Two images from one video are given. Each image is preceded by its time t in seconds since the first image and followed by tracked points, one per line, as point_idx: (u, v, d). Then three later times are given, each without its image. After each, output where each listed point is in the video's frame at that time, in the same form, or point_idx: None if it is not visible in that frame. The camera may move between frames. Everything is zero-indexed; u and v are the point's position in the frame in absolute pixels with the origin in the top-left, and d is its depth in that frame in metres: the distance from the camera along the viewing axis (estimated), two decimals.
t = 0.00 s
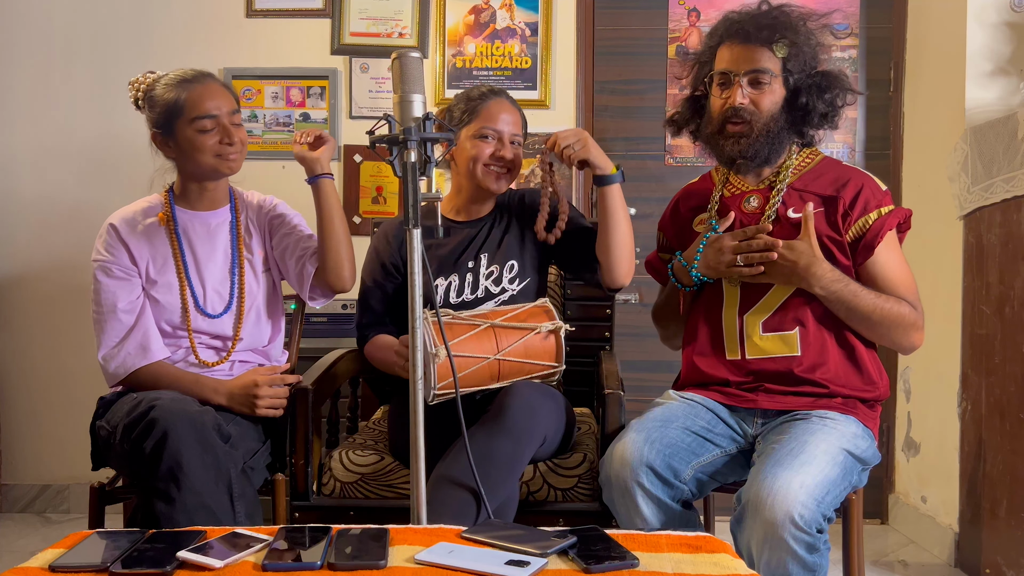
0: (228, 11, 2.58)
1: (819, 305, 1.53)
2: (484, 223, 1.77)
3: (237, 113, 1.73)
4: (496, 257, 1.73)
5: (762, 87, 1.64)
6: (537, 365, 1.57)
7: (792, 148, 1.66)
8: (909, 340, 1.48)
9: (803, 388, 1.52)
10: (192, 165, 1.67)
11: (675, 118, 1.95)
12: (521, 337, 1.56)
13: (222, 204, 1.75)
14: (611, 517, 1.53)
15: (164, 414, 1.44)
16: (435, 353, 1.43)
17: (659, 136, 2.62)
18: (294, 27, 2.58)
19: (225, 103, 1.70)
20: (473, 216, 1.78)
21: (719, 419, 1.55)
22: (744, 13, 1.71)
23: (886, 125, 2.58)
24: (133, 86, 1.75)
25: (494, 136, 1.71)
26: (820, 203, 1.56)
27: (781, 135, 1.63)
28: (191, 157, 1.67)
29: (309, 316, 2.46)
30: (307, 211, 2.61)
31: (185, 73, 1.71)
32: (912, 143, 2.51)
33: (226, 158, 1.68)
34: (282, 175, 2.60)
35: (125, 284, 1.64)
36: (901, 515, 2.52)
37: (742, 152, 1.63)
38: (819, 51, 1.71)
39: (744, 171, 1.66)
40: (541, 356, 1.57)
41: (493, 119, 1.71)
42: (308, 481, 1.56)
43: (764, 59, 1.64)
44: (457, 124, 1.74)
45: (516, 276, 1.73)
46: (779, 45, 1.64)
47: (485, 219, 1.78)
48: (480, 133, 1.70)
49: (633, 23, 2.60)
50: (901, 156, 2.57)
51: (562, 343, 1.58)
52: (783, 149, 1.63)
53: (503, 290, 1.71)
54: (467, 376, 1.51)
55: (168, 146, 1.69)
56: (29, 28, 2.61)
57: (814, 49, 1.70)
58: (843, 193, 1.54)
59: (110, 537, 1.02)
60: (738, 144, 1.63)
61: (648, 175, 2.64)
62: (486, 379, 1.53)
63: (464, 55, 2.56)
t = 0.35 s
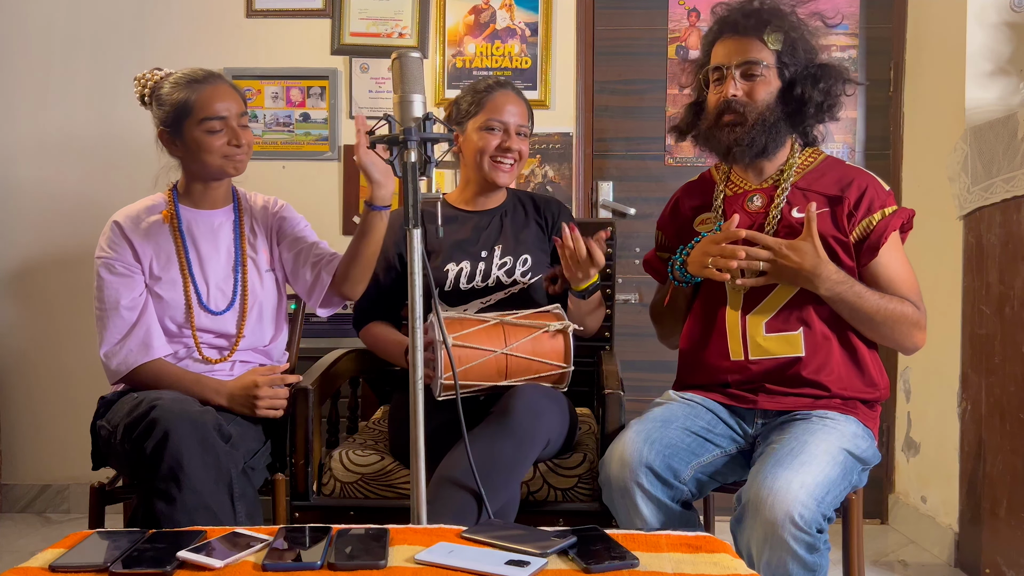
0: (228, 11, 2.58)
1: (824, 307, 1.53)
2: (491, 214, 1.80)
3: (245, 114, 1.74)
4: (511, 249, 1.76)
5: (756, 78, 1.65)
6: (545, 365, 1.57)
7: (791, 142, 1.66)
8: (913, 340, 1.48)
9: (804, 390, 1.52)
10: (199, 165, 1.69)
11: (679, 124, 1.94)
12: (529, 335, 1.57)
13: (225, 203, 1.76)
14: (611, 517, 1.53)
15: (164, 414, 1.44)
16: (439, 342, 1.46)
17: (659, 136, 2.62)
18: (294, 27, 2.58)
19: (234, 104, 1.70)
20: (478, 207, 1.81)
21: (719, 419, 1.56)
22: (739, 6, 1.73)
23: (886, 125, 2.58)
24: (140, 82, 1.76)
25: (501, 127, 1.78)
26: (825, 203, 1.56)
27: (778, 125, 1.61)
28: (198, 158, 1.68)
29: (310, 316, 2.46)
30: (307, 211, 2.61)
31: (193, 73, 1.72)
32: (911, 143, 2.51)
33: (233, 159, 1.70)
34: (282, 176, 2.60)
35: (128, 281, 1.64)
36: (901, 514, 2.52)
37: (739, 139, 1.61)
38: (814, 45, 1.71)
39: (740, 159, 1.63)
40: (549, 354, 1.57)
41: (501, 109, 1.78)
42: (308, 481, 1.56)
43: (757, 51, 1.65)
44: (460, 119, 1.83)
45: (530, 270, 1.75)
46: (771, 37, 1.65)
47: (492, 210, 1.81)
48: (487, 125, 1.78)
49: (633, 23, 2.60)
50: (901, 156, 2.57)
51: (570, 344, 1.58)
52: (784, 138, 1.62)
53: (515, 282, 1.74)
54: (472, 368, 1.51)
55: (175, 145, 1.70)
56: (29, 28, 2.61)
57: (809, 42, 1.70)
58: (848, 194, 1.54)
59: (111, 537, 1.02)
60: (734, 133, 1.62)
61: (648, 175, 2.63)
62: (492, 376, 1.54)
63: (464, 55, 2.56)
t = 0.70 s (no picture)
0: (228, 11, 2.59)
1: (826, 308, 1.53)
2: (495, 211, 1.81)
3: (252, 117, 1.74)
4: (513, 246, 1.76)
5: (747, 75, 1.65)
6: (541, 355, 1.55)
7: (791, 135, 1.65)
8: (915, 342, 1.48)
9: (803, 391, 1.52)
10: (202, 164, 1.69)
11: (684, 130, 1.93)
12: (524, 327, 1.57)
13: (224, 200, 1.77)
14: (611, 517, 1.53)
15: (164, 414, 1.44)
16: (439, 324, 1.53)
17: (659, 136, 2.62)
18: (294, 27, 2.58)
19: (239, 105, 1.71)
20: (483, 204, 1.82)
21: (719, 419, 1.55)
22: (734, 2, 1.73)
23: (886, 125, 2.58)
24: (147, 76, 1.75)
25: (512, 123, 1.78)
26: (831, 204, 1.56)
27: (774, 118, 1.61)
28: (201, 157, 1.68)
29: (310, 316, 2.46)
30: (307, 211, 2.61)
31: (203, 72, 1.72)
32: (911, 143, 2.51)
33: (236, 160, 1.70)
34: (282, 176, 2.60)
35: (129, 277, 1.64)
36: (901, 514, 2.52)
37: (735, 136, 1.61)
38: (808, 36, 1.71)
39: (737, 156, 1.63)
40: (546, 346, 1.56)
41: (506, 108, 1.78)
42: (308, 481, 1.56)
43: (746, 48, 1.65)
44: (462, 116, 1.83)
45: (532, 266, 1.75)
46: (761, 32, 1.65)
47: (496, 207, 1.82)
48: (498, 122, 1.78)
49: (633, 23, 2.60)
50: (901, 156, 2.57)
51: (565, 335, 1.57)
52: (783, 132, 1.61)
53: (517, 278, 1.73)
54: (468, 355, 1.53)
55: (176, 142, 1.70)
56: (29, 27, 2.61)
57: (802, 34, 1.70)
58: (855, 194, 1.54)
59: (111, 538, 1.02)
60: (730, 129, 1.62)
61: (648, 175, 2.63)
62: (489, 365, 1.54)
63: (464, 55, 2.56)
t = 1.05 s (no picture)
0: (228, 11, 2.59)
1: (830, 308, 1.53)
2: (496, 212, 1.81)
3: (251, 107, 1.77)
4: (516, 248, 1.76)
5: (736, 76, 1.66)
6: (527, 342, 1.57)
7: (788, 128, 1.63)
8: (917, 343, 1.48)
9: (803, 392, 1.52)
10: (204, 156, 1.71)
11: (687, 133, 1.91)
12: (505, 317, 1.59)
13: (229, 197, 1.77)
14: (611, 517, 1.53)
15: (164, 413, 1.44)
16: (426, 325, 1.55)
17: (659, 136, 2.62)
18: (293, 27, 2.58)
19: (239, 96, 1.74)
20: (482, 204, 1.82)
21: (719, 419, 1.56)
22: (728, 3, 1.73)
23: (886, 125, 2.58)
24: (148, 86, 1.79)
25: (520, 124, 1.80)
26: (836, 203, 1.55)
27: (767, 119, 1.61)
28: (203, 148, 1.70)
29: (310, 316, 2.46)
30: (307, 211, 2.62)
31: (199, 69, 1.76)
32: (911, 143, 2.51)
33: (238, 148, 1.72)
34: (282, 176, 2.60)
35: (132, 274, 1.66)
36: (901, 515, 2.52)
37: (731, 145, 1.62)
38: (802, 32, 1.70)
39: (736, 164, 1.64)
40: (529, 333, 1.58)
41: (511, 108, 1.80)
42: (308, 481, 1.56)
43: (737, 50, 1.66)
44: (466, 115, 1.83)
45: (536, 268, 1.76)
46: (750, 34, 1.66)
47: (495, 208, 1.82)
48: (508, 121, 1.79)
49: (632, 23, 2.60)
50: (901, 156, 2.57)
51: (547, 320, 1.60)
52: (778, 131, 1.61)
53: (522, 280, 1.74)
54: (457, 351, 1.55)
55: (180, 138, 1.72)
56: (29, 27, 2.61)
57: (793, 29, 1.69)
58: (860, 193, 1.54)
59: (111, 537, 1.02)
60: (725, 134, 1.64)
61: (649, 175, 2.63)
62: (477, 359, 1.56)
63: (464, 55, 2.56)
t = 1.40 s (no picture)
0: (228, 11, 2.59)
1: (831, 311, 1.53)
2: (497, 217, 1.81)
3: (251, 98, 1.80)
4: (516, 255, 1.78)
5: (732, 80, 1.66)
6: (527, 342, 1.58)
7: (787, 130, 1.62)
8: (917, 343, 1.48)
9: (804, 392, 1.52)
10: (205, 147, 1.73)
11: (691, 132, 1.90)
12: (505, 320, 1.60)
13: (238, 193, 1.80)
14: (611, 517, 1.53)
15: (164, 412, 1.45)
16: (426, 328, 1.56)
17: (659, 136, 2.62)
18: (293, 27, 2.58)
19: (236, 87, 1.76)
20: (481, 208, 1.81)
21: (719, 419, 1.55)
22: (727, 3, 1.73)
23: (886, 125, 2.58)
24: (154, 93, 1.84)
25: (518, 123, 1.79)
26: (838, 204, 1.55)
27: (761, 123, 1.61)
28: (203, 139, 1.73)
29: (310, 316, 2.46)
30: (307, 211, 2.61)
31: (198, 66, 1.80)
32: (911, 143, 2.51)
33: (238, 138, 1.74)
34: (282, 176, 2.60)
35: (139, 270, 1.69)
36: (901, 515, 2.52)
37: (726, 146, 1.64)
38: (800, 31, 1.68)
39: (732, 166, 1.65)
40: (529, 334, 1.59)
41: (509, 108, 1.79)
42: (308, 481, 1.56)
43: (733, 55, 1.66)
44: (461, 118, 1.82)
45: (535, 277, 1.79)
46: (747, 37, 1.65)
47: (495, 214, 1.82)
48: (506, 121, 1.78)
49: (632, 23, 2.60)
50: (901, 156, 2.57)
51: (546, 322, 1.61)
52: (775, 133, 1.60)
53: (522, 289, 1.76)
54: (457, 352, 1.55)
55: (183, 133, 1.76)
56: (29, 28, 2.61)
57: (790, 28, 1.68)
58: (862, 194, 1.54)
59: (111, 537, 1.02)
60: (724, 139, 1.65)
61: (649, 175, 2.64)
62: (478, 360, 1.56)
63: (464, 55, 2.56)
